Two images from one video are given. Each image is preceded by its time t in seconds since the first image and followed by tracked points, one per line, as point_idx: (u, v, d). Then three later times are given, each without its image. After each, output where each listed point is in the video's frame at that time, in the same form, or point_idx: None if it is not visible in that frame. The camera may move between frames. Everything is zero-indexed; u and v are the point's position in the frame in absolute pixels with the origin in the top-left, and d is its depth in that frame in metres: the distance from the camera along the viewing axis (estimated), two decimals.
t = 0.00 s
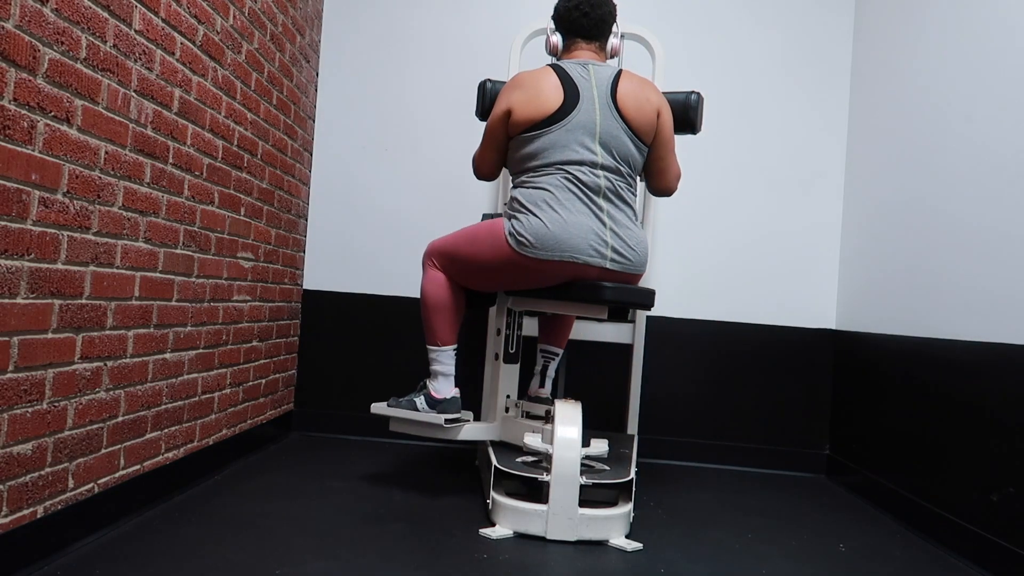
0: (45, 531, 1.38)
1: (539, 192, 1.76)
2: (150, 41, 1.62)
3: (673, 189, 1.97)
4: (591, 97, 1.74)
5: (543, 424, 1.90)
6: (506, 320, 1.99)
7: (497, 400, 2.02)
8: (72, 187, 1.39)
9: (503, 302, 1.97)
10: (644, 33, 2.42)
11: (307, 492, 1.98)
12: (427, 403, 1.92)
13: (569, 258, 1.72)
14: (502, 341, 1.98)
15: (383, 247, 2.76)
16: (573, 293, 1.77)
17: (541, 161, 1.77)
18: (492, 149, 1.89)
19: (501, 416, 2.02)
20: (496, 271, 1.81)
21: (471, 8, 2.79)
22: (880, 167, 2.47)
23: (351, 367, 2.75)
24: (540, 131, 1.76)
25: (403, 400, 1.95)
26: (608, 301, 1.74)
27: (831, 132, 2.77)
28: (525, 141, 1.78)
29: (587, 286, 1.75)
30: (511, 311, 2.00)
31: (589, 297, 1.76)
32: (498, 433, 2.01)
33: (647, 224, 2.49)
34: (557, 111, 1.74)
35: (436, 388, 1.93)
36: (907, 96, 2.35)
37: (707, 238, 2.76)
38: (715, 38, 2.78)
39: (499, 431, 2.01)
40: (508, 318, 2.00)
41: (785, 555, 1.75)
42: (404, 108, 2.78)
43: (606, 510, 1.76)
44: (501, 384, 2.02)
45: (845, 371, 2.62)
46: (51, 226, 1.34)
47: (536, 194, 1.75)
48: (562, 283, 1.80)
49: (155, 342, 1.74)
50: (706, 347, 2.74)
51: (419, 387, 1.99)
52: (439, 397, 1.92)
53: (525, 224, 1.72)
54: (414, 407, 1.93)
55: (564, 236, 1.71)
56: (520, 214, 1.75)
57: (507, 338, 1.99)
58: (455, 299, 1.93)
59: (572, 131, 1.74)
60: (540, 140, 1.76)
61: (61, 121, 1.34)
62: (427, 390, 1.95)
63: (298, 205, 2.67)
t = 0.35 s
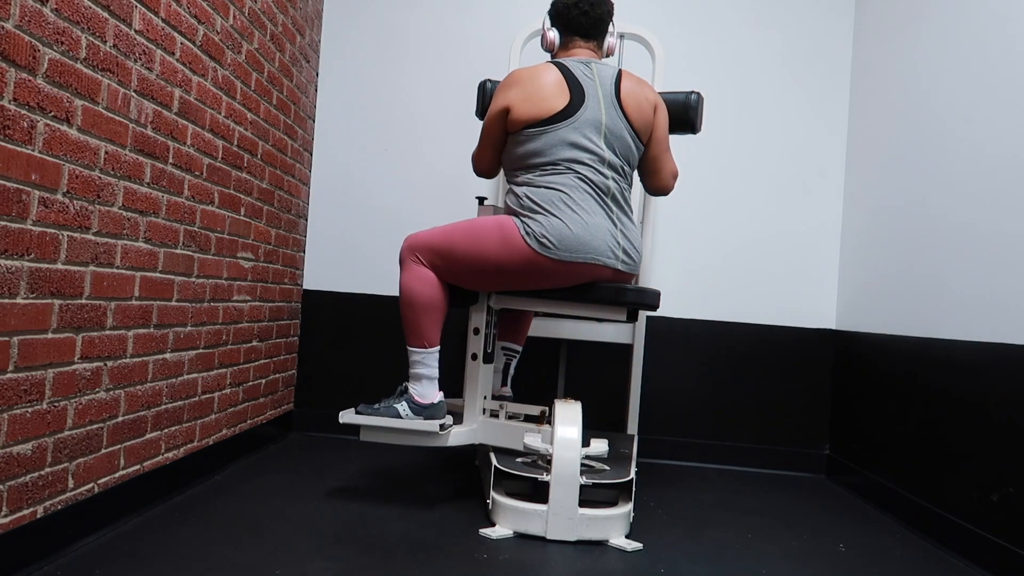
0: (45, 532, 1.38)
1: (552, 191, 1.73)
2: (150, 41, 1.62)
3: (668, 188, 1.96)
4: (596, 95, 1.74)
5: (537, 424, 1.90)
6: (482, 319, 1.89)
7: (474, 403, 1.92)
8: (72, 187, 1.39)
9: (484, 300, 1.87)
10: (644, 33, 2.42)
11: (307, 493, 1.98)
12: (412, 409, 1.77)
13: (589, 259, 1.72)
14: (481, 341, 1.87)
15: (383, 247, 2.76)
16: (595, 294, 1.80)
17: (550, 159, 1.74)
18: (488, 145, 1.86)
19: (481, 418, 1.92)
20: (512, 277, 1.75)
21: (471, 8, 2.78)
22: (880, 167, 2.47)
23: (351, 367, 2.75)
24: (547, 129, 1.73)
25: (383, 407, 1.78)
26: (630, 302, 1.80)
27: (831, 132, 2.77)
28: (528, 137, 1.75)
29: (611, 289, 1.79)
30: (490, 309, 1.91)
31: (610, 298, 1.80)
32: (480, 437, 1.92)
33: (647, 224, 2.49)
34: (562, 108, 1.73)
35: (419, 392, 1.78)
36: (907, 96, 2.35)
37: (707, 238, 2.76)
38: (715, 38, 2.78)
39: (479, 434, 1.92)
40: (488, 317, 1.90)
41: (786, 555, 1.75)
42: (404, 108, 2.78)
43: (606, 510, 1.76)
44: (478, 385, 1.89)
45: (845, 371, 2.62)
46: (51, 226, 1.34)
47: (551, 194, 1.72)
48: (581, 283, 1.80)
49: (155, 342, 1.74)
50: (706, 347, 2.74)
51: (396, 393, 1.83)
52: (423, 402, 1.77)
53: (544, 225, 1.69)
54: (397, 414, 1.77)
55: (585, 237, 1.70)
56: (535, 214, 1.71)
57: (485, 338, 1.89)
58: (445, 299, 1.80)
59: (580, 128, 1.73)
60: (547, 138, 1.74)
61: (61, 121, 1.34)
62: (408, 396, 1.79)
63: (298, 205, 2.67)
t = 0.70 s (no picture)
0: (46, 531, 1.38)
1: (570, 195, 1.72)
2: (150, 41, 1.62)
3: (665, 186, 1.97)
4: (604, 93, 1.74)
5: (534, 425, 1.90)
6: (473, 319, 1.86)
7: (463, 406, 1.87)
8: (72, 187, 1.39)
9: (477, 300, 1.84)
10: (643, 33, 2.42)
11: (306, 493, 1.98)
12: (416, 417, 1.73)
13: (609, 264, 1.75)
14: (472, 340, 1.85)
15: (383, 247, 2.76)
16: (615, 294, 1.87)
17: (565, 161, 1.72)
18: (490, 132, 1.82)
19: (470, 422, 1.86)
20: (519, 279, 1.74)
21: (471, 8, 2.79)
22: (880, 167, 2.47)
23: (351, 367, 2.75)
24: (560, 126, 1.71)
25: (384, 416, 1.72)
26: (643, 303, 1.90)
27: (831, 132, 2.77)
28: (538, 133, 1.71)
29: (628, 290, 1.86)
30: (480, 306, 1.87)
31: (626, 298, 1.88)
32: (472, 439, 1.87)
33: (646, 224, 2.49)
34: (573, 104, 1.71)
35: (422, 399, 1.75)
36: (907, 96, 2.35)
37: (707, 238, 2.76)
38: (715, 38, 2.78)
39: (472, 437, 1.88)
40: (478, 316, 1.86)
41: (786, 555, 1.74)
42: (404, 107, 2.78)
43: (606, 510, 1.76)
44: (468, 385, 1.86)
45: (846, 371, 2.62)
46: (51, 226, 1.34)
47: (570, 198, 1.71)
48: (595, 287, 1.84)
49: (155, 342, 1.74)
50: (706, 347, 2.74)
51: (394, 400, 1.77)
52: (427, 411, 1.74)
53: (569, 232, 1.69)
54: (401, 423, 1.72)
55: (608, 243, 1.72)
56: (555, 220, 1.70)
57: (476, 339, 1.86)
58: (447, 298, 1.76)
59: (593, 128, 1.73)
60: (562, 137, 1.71)
61: (61, 121, 1.34)
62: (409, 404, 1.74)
63: (298, 205, 2.68)
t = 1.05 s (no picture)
0: (46, 531, 1.38)
1: (562, 195, 1.72)
2: (150, 41, 1.62)
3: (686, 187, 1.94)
4: (603, 90, 1.73)
5: (534, 425, 1.90)
6: (475, 320, 1.85)
7: (464, 405, 1.87)
8: (72, 187, 1.39)
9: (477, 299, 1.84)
10: (644, 33, 2.42)
11: (306, 493, 1.98)
12: (415, 416, 1.73)
13: (602, 265, 1.73)
14: (472, 340, 1.84)
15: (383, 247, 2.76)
16: (612, 293, 1.85)
17: (559, 160, 1.72)
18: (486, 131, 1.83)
19: (471, 421, 1.86)
20: (515, 281, 1.74)
21: (471, 7, 2.78)
22: (881, 167, 2.47)
23: (351, 367, 2.75)
24: (554, 123, 1.71)
25: (383, 415, 1.73)
26: (641, 303, 1.87)
27: (831, 132, 2.77)
28: (532, 131, 1.71)
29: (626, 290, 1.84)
30: (482, 306, 1.87)
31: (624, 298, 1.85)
32: (473, 439, 1.87)
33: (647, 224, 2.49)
34: (568, 102, 1.71)
35: (421, 399, 1.75)
36: (907, 96, 2.35)
37: (707, 238, 2.76)
38: (715, 38, 2.78)
39: (473, 437, 1.88)
40: (479, 316, 1.86)
41: (786, 555, 1.75)
42: (404, 107, 2.78)
43: (606, 510, 1.76)
44: (468, 389, 1.86)
45: (845, 371, 2.62)
46: (51, 226, 1.34)
47: (562, 198, 1.71)
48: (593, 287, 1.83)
49: (155, 342, 1.74)
50: (706, 347, 2.74)
51: (393, 399, 1.77)
52: (426, 410, 1.75)
53: (558, 232, 1.68)
54: (399, 422, 1.73)
55: (599, 243, 1.71)
56: (545, 220, 1.70)
57: (477, 338, 1.86)
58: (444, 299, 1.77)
59: (588, 126, 1.72)
60: (556, 135, 1.71)
61: (61, 121, 1.34)
62: (409, 403, 1.75)
63: (298, 205, 2.67)
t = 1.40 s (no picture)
0: (46, 531, 1.38)
1: (563, 192, 1.72)
2: (150, 41, 1.62)
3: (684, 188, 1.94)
4: (611, 94, 1.74)
5: (534, 425, 1.90)
6: (476, 320, 1.85)
7: (466, 405, 1.87)
8: (72, 187, 1.39)
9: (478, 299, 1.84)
10: (644, 33, 2.42)
11: (306, 493, 1.98)
12: (413, 415, 1.73)
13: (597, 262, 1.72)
14: (473, 340, 1.84)
15: (383, 247, 2.76)
16: (611, 293, 1.82)
17: (561, 158, 1.73)
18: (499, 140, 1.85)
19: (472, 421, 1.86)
20: (516, 280, 1.74)
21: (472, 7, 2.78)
22: (881, 167, 2.47)
23: (351, 367, 2.75)
24: (559, 127, 1.73)
25: (382, 413, 1.73)
26: (641, 304, 1.84)
27: (831, 132, 2.77)
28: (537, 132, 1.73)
29: (626, 290, 1.81)
30: (484, 306, 1.86)
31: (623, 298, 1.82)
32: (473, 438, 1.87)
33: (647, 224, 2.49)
34: (574, 105, 1.72)
35: (420, 398, 1.75)
36: (907, 96, 2.35)
37: (707, 238, 2.76)
38: (715, 38, 2.78)
39: (473, 436, 1.88)
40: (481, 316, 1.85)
41: (786, 555, 1.75)
42: (404, 107, 2.78)
43: (606, 510, 1.76)
44: (469, 389, 1.86)
45: (845, 371, 2.62)
46: (51, 226, 1.34)
47: (561, 194, 1.72)
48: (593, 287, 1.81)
49: (155, 342, 1.74)
50: (706, 347, 2.74)
51: (392, 398, 1.78)
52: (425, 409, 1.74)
53: (555, 229, 1.68)
54: (397, 420, 1.73)
55: (596, 242, 1.70)
56: (543, 217, 1.70)
57: (479, 338, 1.85)
58: (444, 299, 1.77)
59: (594, 129, 1.73)
60: (560, 135, 1.73)
61: (61, 121, 1.34)
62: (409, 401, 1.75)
63: (298, 205, 2.67)
